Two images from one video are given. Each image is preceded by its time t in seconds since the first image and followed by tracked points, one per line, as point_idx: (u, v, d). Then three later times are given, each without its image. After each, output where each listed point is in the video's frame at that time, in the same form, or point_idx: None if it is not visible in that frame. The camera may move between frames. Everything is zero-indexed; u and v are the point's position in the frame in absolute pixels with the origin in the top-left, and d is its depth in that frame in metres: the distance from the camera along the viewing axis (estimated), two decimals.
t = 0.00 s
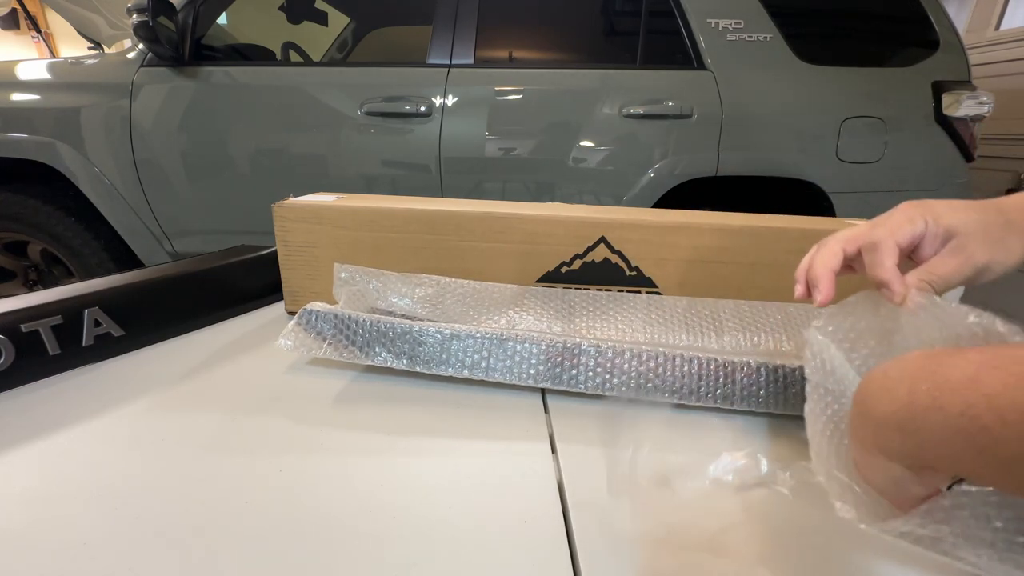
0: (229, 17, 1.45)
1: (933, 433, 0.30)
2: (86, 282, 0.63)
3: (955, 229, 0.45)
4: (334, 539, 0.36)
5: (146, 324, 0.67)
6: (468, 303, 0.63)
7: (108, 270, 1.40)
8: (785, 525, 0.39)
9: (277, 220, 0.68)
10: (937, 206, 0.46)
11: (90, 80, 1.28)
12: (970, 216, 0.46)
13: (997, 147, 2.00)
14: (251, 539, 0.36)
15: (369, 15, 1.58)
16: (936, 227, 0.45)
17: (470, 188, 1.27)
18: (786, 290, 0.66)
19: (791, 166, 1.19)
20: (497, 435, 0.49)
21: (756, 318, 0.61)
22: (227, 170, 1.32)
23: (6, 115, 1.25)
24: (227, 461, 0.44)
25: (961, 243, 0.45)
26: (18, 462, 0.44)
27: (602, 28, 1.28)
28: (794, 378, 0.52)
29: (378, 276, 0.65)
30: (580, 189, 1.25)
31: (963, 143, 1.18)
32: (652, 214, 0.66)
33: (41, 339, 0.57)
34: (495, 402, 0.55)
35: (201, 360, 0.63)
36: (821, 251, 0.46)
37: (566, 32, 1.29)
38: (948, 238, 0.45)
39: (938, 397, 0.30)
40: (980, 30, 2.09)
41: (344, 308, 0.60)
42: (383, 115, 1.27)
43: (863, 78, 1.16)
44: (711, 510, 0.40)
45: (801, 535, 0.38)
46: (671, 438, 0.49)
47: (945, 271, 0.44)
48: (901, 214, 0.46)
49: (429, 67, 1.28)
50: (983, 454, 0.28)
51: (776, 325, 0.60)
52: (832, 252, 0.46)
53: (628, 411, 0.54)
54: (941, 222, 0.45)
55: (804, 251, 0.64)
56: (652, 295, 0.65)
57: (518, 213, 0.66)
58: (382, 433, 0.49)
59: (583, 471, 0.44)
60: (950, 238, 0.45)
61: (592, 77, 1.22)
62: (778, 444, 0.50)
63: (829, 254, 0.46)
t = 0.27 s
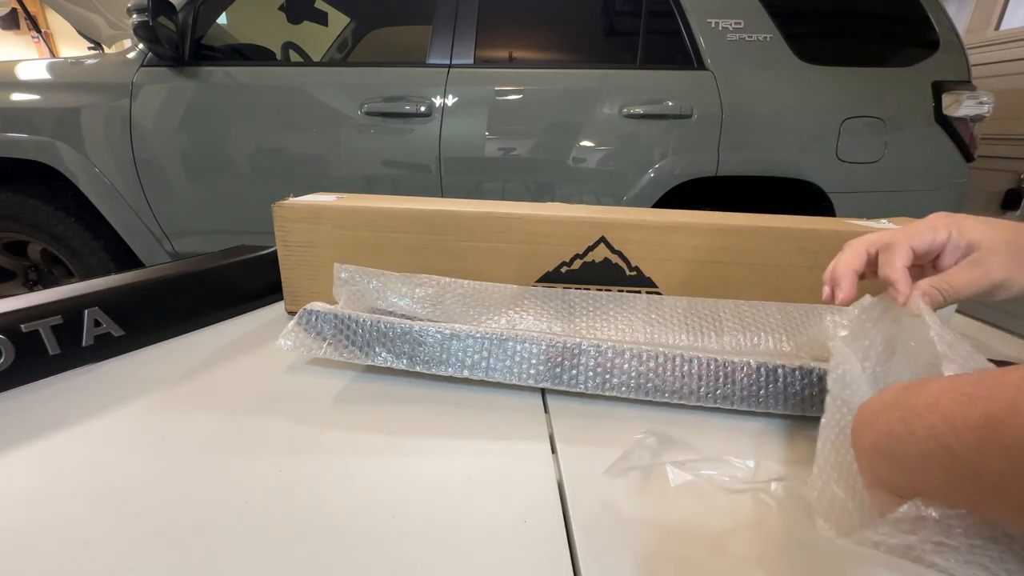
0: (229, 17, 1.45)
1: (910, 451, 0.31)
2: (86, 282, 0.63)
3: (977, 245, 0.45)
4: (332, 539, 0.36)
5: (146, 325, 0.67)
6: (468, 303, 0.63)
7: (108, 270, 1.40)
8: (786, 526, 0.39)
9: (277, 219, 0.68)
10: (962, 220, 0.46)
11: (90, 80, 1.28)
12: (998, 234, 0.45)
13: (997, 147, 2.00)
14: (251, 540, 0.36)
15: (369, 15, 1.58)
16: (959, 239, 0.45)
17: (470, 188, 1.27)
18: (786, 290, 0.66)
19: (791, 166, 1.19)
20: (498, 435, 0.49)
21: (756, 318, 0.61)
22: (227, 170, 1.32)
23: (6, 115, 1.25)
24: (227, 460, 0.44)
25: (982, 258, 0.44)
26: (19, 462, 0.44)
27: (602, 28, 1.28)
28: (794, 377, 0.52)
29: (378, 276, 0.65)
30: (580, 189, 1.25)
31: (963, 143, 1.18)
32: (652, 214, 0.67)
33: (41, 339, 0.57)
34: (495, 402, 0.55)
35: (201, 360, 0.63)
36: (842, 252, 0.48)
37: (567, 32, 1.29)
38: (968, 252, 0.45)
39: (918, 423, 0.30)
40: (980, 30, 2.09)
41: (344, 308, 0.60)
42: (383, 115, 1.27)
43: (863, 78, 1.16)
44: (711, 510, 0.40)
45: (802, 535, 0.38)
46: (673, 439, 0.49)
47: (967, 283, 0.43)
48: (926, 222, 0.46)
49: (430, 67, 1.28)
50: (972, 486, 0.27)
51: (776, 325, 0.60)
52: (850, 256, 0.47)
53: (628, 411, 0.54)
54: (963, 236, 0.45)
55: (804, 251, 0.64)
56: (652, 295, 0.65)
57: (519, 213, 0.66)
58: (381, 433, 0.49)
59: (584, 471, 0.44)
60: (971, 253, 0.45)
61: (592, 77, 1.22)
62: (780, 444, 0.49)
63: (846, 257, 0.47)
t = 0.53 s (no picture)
0: (229, 17, 1.45)
1: (934, 467, 0.31)
2: (86, 282, 0.64)
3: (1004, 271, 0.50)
4: (331, 539, 0.36)
5: (146, 325, 0.67)
6: (468, 303, 0.63)
7: (108, 270, 1.40)
8: (786, 525, 0.39)
9: (277, 219, 0.68)
10: (991, 249, 0.52)
11: (90, 80, 1.28)
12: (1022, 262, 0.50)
13: (996, 146, 2.00)
14: (251, 540, 0.36)
15: (369, 15, 1.58)
16: (987, 265, 0.51)
17: (470, 188, 1.28)
18: (786, 290, 0.66)
19: (791, 166, 1.19)
20: (497, 435, 0.49)
21: (756, 318, 0.61)
22: (228, 170, 1.32)
23: (6, 115, 1.25)
24: (228, 460, 0.44)
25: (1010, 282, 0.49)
26: (19, 462, 0.44)
27: (602, 28, 1.28)
28: (795, 377, 0.52)
29: (378, 276, 0.65)
30: (580, 189, 1.25)
31: (963, 143, 1.18)
32: (652, 214, 0.66)
33: (41, 339, 0.57)
34: (495, 402, 0.55)
35: (201, 360, 0.63)
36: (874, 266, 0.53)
37: (567, 32, 1.29)
38: (997, 276, 0.50)
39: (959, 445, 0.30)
40: (980, 30, 2.09)
41: (344, 308, 0.60)
42: (383, 115, 1.27)
43: (863, 77, 1.16)
44: (711, 510, 0.41)
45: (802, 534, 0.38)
46: (673, 439, 0.50)
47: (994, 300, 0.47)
48: (955, 248, 0.52)
49: (430, 67, 1.28)
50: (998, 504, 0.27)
51: (776, 325, 0.60)
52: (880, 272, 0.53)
53: (628, 411, 0.54)
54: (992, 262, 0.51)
55: (804, 251, 0.64)
56: (652, 295, 0.65)
57: (519, 213, 0.66)
58: (381, 433, 0.49)
59: (584, 471, 0.44)
60: (999, 278, 0.50)
61: (592, 77, 1.22)
62: (781, 444, 0.49)
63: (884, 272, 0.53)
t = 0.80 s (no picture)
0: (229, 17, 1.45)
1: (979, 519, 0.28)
2: (86, 282, 0.63)
3: None
4: (330, 540, 0.36)
5: (145, 325, 0.67)
6: (468, 303, 0.63)
7: (108, 270, 1.40)
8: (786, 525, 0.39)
9: (277, 219, 0.68)
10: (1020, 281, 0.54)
11: (90, 80, 1.28)
12: None
13: (996, 146, 2.00)
14: (250, 540, 0.36)
15: (369, 15, 1.58)
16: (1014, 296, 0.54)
17: (470, 188, 1.28)
18: (786, 289, 0.66)
19: (791, 166, 1.19)
20: (498, 435, 0.49)
21: (756, 318, 0.61)
22: (228, 170, 1.32)
23: (6, 115, 1.25)
24: (227, 460, 0.44)
25: None
26: (17, 462, 0.44)
27: (602, 28, 1.28)
28: (794, 377, 0.52)
29: (378, 277, 0.65)
30: (581, 189, 1.25)
31: (963, 143, 1.18)
32: (652, 214, 0.66)
33: (40, 339, 0.57)
34: (495, 402, 0.55)
35: (201, 360, 0.63)
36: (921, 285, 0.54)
37: (567, 32, 1.29)
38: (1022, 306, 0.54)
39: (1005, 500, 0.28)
40: (980, 30, 2.09)
41: (344, 308, 0.60)
42: (383, 115, 1.26)
43: (863, 77, 1.16)
44: (711, 510, 0.41)
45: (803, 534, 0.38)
46: (674, 439, 0.49)
47: None
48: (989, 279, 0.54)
49: (430, 67, 1.28)
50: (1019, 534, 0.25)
51: (776, 325, 0.60)
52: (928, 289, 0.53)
53: (629, 412, 0.54)
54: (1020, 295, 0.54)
55: (804, 251, 0.64)
56: (652, 295, 0.65)
57: (519, 213, 0.66)
58: (381, 433, 0.49)
59: (584, 471, 0.44)
60: None
61: (592, 77, 1.22)
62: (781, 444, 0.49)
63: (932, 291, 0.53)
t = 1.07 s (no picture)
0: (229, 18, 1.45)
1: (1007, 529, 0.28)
2: (86, 282, 0.63)
3: None
4: (330, 540, 0.36)
5: (145, 325, 0.67)
6: (468, 303, 0.63)
7: (108, 270, 1.40)
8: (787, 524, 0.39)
9: (277, 219, 0.68)
10: None
11: (90, 80, 1.28)
12: None
13: (996, 146, 2.00)
14: (250, 540, 0.36)
15: (369, 15, 1.58)
16: None
17: (471, 188, 1.28)
18: (786, 290, 0.66)
19: (791, 166, 1.19)
20: (498, 435, 0.49)
21: (756, 318, 0.61)
22: (228, 170, 1.32)
23: (6, 115, 1.25)
24: (227, 461, 0.44)
25: None
26: (18, 462, 0.44)
27: (602, 28, 1.28)
28: (794, 377, 0.52)
29: (378, 277, 0.65)
30: (580, 189, 1.25)
31: (963, 143, 1.18)
32: (652, 214, 0.66)
33: (41, 339, 0.57)
34: (495, 402, 0.55)
35: (201, 360, 0.63)
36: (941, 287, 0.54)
37: (567, 32, 1.29)
38: None
39: None
40: (980, 30, 2.09)
41: (344, 308, 0.60)
42: (383, 115, 1.26)
43: (863, 77, 1.16)
44: (711, 509, 0.41)
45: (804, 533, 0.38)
46: (674, 439, 0.49)
47: None
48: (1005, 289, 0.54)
49: (430, 67, 1.28)
50: None
51: (776, 325, 0.60)
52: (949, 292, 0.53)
53: (629, 412, 0.54)
54: None
55: (804, 251, 0.64)
56: (652, 295, 0.65)
57: (519, 213, 0.66)
58: (381, 433, 0.49)
59: (584, 471, 0.44)
60: None
61: (592, 77, 1.22)
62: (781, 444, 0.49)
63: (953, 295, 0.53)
